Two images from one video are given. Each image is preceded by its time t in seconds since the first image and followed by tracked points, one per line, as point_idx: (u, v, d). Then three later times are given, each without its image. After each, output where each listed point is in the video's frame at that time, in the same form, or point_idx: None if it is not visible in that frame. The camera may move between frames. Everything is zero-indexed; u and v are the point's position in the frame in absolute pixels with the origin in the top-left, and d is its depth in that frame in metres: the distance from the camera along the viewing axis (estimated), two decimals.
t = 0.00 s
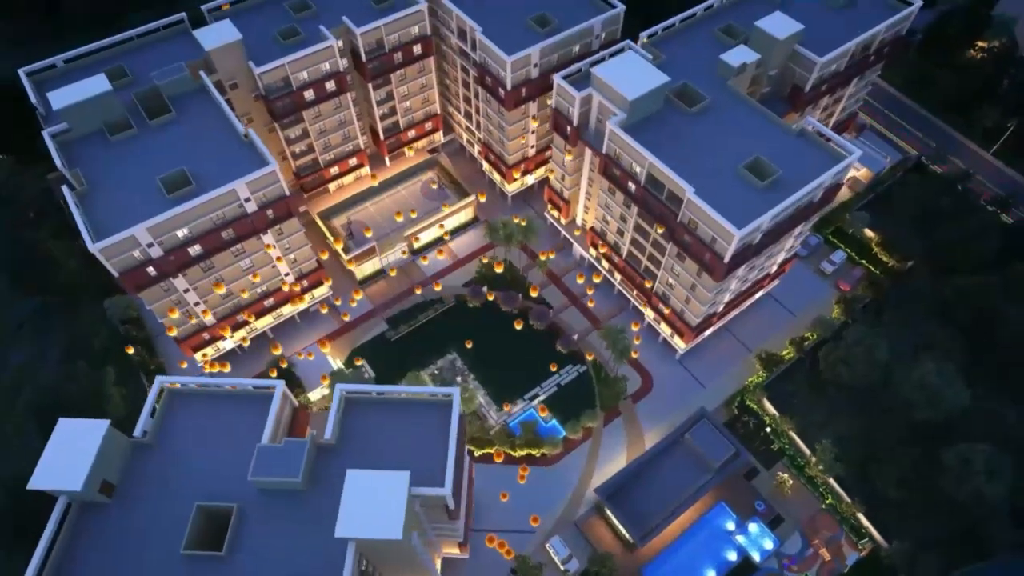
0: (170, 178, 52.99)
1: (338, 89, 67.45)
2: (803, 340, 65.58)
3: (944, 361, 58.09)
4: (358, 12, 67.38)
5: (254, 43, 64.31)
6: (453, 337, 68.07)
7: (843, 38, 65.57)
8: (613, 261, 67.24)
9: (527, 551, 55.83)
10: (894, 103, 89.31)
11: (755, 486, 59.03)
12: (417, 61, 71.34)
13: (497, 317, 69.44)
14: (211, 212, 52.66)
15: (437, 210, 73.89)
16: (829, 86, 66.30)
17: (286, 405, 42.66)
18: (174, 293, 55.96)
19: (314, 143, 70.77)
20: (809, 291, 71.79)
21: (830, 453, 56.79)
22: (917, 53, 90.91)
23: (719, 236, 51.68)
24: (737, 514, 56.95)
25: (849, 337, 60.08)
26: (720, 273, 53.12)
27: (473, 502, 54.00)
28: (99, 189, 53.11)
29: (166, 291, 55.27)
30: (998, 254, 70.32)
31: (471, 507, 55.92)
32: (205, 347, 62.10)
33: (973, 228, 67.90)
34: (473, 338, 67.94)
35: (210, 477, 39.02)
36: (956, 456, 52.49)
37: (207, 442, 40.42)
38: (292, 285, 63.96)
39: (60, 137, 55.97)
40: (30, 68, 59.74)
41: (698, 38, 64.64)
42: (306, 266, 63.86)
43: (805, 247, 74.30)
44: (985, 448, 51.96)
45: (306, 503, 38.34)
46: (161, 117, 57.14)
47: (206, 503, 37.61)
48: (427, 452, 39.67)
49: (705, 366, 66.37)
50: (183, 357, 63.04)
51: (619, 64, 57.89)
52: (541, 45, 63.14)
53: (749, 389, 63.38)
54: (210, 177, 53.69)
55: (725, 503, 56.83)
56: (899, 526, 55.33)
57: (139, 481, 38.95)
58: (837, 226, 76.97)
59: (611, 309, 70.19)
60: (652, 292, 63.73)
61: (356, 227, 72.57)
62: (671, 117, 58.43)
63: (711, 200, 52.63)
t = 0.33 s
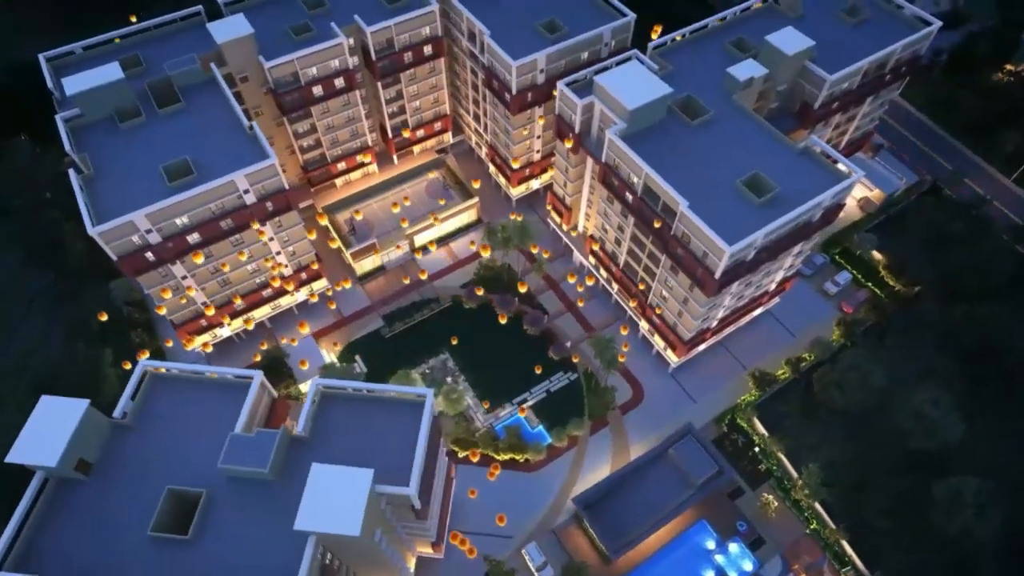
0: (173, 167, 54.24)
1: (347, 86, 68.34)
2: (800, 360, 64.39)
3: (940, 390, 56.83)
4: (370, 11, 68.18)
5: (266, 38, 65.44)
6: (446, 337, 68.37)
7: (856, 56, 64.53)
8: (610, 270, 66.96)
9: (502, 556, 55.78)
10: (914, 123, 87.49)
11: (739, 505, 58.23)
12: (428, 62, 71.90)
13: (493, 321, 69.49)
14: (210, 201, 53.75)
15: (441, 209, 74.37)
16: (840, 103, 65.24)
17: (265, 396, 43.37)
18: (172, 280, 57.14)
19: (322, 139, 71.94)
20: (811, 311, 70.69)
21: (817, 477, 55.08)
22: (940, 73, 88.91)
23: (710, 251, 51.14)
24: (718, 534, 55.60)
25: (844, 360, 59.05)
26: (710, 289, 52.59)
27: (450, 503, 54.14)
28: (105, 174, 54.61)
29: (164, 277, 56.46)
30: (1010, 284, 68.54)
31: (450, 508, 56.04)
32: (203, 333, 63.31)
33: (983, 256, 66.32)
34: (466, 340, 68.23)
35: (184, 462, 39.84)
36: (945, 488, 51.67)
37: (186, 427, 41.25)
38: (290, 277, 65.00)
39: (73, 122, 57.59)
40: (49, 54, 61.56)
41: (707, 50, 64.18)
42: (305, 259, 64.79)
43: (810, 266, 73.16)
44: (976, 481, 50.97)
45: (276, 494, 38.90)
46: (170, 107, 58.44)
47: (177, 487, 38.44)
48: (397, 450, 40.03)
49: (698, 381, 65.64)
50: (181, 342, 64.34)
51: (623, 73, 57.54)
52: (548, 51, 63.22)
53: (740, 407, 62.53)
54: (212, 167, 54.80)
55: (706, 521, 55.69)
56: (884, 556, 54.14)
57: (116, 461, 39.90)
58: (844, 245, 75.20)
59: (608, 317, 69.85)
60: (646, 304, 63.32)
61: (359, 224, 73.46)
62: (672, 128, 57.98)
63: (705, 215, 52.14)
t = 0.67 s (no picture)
0: (178, 156, 55.54)
1: (357, 84, 69.55)
2: (792, 382, 63.44)
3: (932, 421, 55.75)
4: (384, 12, 69.26)
5: (281, 34, 66.99)
6: (440, 336, 69.02)
7: (868, 77, 63.59)
8: (606, 280, 66.88)
9: (476, 557, 56.12)
10: (933, 147, 85.81)
11: (719, 524, 57.53)
12: (439, 64, 72.73)
13: (488, 324, 69.83)
14: (211, 191, 55.18)
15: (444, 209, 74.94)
16: (848, 124, 64.30)
17: (245, 383, 44.46)
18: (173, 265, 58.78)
19: (331, 135, 73.24)
20: (809, 333, 69.72)
21: (798, 500, 54.55)
22: (963, 98, 87.12)
23: (698, 266, 50.88)
24: (695, 552, 55.42)
25: (835, 385, 58.11)
26: (698, 304, 52.28)
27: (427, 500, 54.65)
28: (115, 159, 56.41)
29: (166, 262, 58.10)
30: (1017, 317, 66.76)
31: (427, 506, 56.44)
32: (203, 319, 64.94)
33: (991, 286, 64.71)
34: (459, 340, 68.76)
35: (162, 443, 41.06)
36: (928, 523, 50.62)
37: (167, 409, 42.50)
38: (290, 269, 66.34)
39: (89, 108, 59.67)
40: (73, 41, 63.81)
41: (715, 65, 63.89)
42: (305, 252, 66.10)
43: (812, 287, 72.17)
44: (959, 518, 49.90)
45: (246, 481, 39.79)
46: (182, 97, 60.22)
47: (153, 467, 39.46)
48: (366, 446, 40.95)
49: (688, 396, 65.21)
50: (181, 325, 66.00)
51: (625, 84, 57.49)
52: (554, 58, 63.54)
53: (728, 425, 61.88)
54: (216, 158, 56.25)
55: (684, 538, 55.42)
56: None
57: (97, 438, 41.26)
58: (849, 268, 74.09)
59: (603, 327, 69.79)
60: (639, 315, 63.11)
61: (363, 220, 74.58)
62: (672, 141, 57.85)
63: (697, 229, 51.87)
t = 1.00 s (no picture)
0: (188, 143, 58.19)
1: (371, 84, 71.41)
2: (779, 408, 62.88)
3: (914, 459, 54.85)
4: (401, 15, 70.95)
5: (300, 31, 69.24)
6: (432, 335, 70.37)
7: (877, 105, 62.70)
8: (599, 291, 67.27)
9: (445, 554, 57.26)
10: (953, 180, 83.92)
11: (688, 544, 57.64)
12: (452, 68, 74.11)
13: (480, 325, 71.00)
14: (216, 179, 57.53)
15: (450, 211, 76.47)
16: (855, 151, 63.49)
17: (225, 365, 46.38)
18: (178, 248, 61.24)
19: (343, 132, 75.33)
20: (803, 360, 68.99)
21: (768, 526, 54.12)
22: (988, 131, 85.03)
23: (679, 285, 51.01)
24: (661, 568, 56.14)
25: (818, 413, 57.56)
26: (678, 322, 52.45)
27: (400, 493, 56.12)
28: (131, 144, 59.19)
29: (171, 244, 60.56)
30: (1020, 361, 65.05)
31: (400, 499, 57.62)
32: (206, 300, 67.41)
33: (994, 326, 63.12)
34: (450, 340, 69.98)
35: (141, 416, 43.15)
36: (896, 562, 50.41)
37: (149, 384, 44.56)
38: (292, 258, 68.47)
39: (113, 92, 62.72)
40: (105, 28, 67.12)
41: (723, 84, 63.84)
42: (308, 243, 68.21)
43: (810, 313, 71.36)
44: (927, 559, 49.71)
45: (214, 459, 41.52)
46: (199, 88, 62.85)
47: (128, 438, 41.54)
48: (331, 435, 42.37)
49: (671, 413, 65.19)
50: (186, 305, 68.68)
51: (625, 99, 57.96)
52: (561, 69, 64.38)
53: (708, 445, 61.70)
54: (224, 148, 58.62)
55: (650, 552, 56.62)
56: None
57: (82, 406, 43.52)
58: (851, 296, 73.34)
59: (594, 337, 70.17)
60: (626, 329, 63.35)
61: (368, 216, 76.34)
62: (668, 158, 58.05)
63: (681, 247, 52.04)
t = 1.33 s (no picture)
0: (200, 133, 60.84)
1: (383, 84, 73.44)
2: (762, 429, 62.69)
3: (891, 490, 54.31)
4: (417, 19, 72.86)
5: (318, 30, 71.64)
6: (425, 332, 71.91)
7: (881, 131, 62.26)
8: (590, 300, 67.98)
9: (416, 548, 58.46)
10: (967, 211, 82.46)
11: (657, 558, 57.67)
12: (464, 73, 75.70)
13: (473, 326, 72.29)
14: (223, 168, 60.03)
15: (453, 212, 77.93)
16: (856, 177, 63.08)
17: (213, 346, 48.53)
18: (185, 232, 63.86)
19: (355, 130, 77.57)
20: (792, 383, 68.65)
21: (735, 546, 54.38)
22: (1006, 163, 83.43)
23: (658, 299, 51.53)
24: None
25: (798, 436, 57.38)
26: (656, 335, 52.89)
27: (377, 484, 57.82)
28: (147, 130, 62.11)
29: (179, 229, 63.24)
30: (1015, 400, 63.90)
31: (376, 490, 59.02)
32: (211, 285, 70.07)
33: (990, 363, 62.00)
34: (442, 339, 71.35)
35: (128, 390, 45.46)
36: None
37: (140, 361, 46.87)
38: (295, 249, 70.74)
39: (136, 81, 65.95)
40: (136, 20, 70.42)
41: (726, 103, 64.09)
42: (311, 236, 70.50)
43: (805, 337, 70.91)
44: None
45: (191, 434, 43.54)
46: (216, 81, 65.64)
47: (113, 409, 43.88)
48: (303, 421, 44.09)
49: (654, 427, 65.42)
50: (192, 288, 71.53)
51: (623, 112, 58.71)
52: (565, 80, 65.50)
53: (686, 461, 61.81)
54: (233, 139, 61.14)
55: (617, 563, 57.01)
56: None
57: (75, 376, 46.01)
58: (848, 323, 72.44)
59: (583, 346, 70.85)
60: (613, 339, 63.90)
61: (374, 213, 78.29)
62: (662, 173, 58.52)
63: (664, 262, 52.51)
